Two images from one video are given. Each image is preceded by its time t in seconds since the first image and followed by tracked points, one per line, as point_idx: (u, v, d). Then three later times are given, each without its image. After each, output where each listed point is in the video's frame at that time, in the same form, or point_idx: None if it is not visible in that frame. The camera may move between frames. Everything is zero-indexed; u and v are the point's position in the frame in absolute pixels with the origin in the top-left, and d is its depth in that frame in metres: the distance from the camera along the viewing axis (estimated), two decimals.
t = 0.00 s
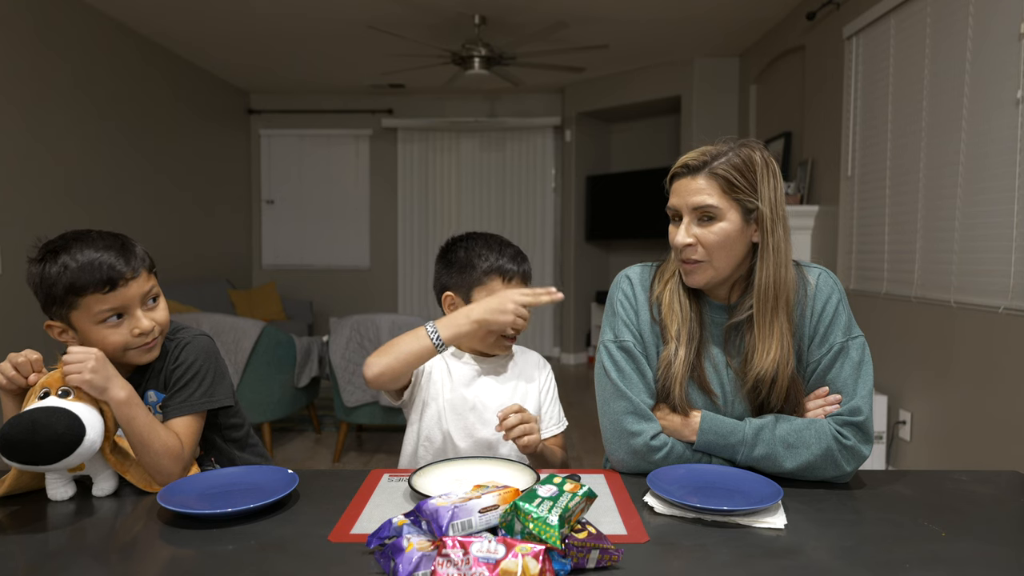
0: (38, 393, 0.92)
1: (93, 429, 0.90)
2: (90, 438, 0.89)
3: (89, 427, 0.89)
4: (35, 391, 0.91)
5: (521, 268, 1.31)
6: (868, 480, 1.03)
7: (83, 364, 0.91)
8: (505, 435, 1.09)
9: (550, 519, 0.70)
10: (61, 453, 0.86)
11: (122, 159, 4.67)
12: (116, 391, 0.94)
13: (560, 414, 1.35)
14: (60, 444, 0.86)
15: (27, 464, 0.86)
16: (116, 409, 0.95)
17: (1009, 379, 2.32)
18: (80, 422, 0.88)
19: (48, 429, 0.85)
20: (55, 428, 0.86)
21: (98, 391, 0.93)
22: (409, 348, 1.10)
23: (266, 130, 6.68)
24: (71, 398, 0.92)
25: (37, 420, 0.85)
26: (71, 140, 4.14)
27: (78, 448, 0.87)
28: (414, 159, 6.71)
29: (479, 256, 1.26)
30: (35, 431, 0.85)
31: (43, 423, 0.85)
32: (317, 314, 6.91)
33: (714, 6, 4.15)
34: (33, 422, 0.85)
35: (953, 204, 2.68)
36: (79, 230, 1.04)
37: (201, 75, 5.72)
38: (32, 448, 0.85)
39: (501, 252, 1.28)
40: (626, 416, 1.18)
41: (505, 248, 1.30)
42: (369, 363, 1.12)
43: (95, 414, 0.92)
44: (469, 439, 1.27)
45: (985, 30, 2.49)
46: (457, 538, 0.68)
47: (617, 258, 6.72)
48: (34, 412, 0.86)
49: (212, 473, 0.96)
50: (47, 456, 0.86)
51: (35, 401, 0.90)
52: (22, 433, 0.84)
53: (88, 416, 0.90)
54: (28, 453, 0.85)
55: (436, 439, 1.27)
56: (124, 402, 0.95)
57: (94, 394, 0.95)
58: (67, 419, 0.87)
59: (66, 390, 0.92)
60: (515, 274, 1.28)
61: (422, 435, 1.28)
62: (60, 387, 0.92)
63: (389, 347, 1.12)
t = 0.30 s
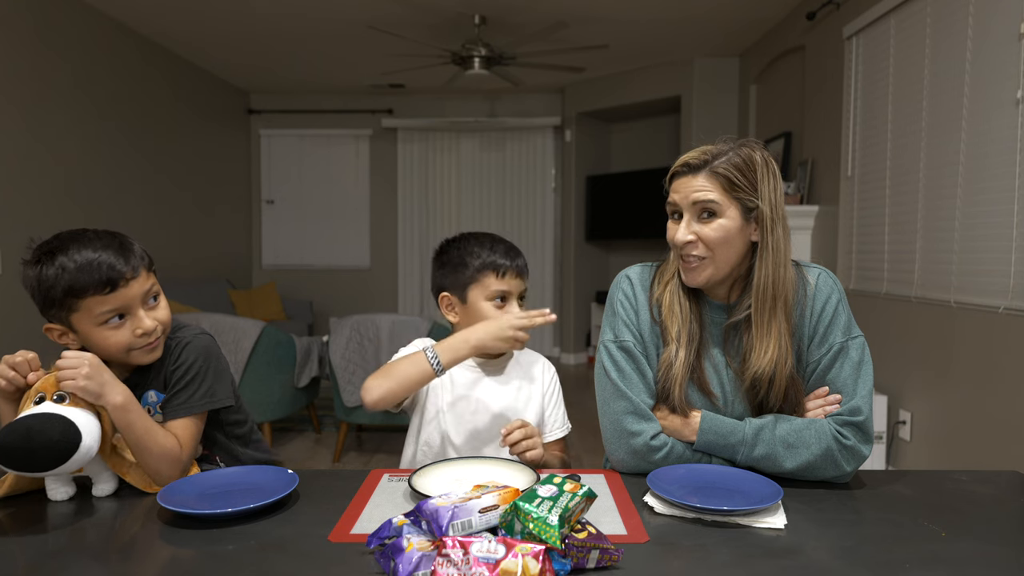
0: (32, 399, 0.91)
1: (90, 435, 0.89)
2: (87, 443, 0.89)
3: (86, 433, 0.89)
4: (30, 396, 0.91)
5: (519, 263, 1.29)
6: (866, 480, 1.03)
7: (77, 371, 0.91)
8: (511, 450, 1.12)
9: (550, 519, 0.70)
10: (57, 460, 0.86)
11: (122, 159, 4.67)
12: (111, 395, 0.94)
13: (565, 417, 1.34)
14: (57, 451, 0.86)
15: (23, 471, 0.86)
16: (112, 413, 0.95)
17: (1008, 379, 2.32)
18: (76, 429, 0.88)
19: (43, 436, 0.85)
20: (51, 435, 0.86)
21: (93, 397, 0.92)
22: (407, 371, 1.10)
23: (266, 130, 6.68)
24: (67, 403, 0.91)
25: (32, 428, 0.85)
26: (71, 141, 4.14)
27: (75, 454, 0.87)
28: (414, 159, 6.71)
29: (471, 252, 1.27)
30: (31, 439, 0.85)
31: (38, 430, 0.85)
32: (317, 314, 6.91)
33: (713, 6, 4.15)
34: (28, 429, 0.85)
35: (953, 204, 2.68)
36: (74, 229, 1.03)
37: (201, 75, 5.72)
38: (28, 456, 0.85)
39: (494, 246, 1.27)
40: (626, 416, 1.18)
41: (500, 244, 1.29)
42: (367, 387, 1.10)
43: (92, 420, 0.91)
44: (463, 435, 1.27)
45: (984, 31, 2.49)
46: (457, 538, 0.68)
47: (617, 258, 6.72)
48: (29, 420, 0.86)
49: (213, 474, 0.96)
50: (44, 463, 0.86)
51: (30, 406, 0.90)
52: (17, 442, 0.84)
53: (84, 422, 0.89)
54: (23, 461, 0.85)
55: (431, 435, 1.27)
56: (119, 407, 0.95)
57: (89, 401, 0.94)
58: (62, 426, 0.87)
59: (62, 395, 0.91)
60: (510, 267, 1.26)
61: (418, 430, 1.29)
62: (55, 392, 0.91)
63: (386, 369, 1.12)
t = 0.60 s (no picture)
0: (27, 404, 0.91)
1: (86, 439, 0.89)
2: (84, 449, 0.89)
3: (82, 438, 0.89)
4: (25, 402, 0.91)
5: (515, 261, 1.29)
6: (866, 480, 1.03)
7: (73, 375, 0.91)
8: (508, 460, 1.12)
9: (550, 519, 0.70)
10: (54, 466, 0.86)
11: (122, 159, 4.67)
12: (110, 397, 0.94)
13: (566, 419, 1.33)
14: (53, 458, 0.86)
15: (22, 478, 0.86)
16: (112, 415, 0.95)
17: (1009, 379, 2.32)
18: (72, 434, 0.88)
19: (39, 445, 0.85)
20: (47, 443, 0.85)
21: (91, 400, 0.92)
22: (407, 382, 1.09)
23: (266, 130, 6.68)
24: (62, 408, 0.91)
25: (27, 436, 0.85)
26: (71, 141, 4.14)
27: (72, 459, 0.87)
28: (414, 159, 6.71)
29: (461, 252, 1.27)
30: (27, 447, 0.85)
31: (34, 439, 0.85)
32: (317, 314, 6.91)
33: (714, 6, 4.15)
34: (23, 438, 0.84)
35: (953, 204, 2.68)
36: (70, 231, 1.02)
37: (201, 75, 5.72)
38: (24, 464, 0.85)
39: (485, 245, 1.27)
40: (626, 417, 1.18)
41: (493, 242, 1.29)
42: (367, 400, 1.10)
43: (88, 424, 0.91)
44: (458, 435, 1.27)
45: (985, 31, 2.49)
46: (457, 538, 0.68)
47: (617, 258, 6.72)
48: (24, 428, 0.85)
49: (213, 474, 0.95)
50: (41, 470, 0.86)
51: (25, 412, 0.90)
52: (13, 451, 0.84)
53: (80, 427, 0.89)
54: (20, 469, 0.85)
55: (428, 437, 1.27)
56: (118, 409, 0.95)
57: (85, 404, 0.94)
58: (58, 432, 0.87)
59: (57, 400, 0.91)
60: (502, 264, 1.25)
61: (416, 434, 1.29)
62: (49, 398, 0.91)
63: (384, 381, 1.11)
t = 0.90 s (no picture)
0: (27, 405, 0.91)
1: (86, 442, 0.89)
2: (85, 451, 0.89)
3: (82, 440, 0.89)
4: (25, 403, 0.91)
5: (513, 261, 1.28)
6: (866, 480, 1.03)
7: (75, 375, 0.90)
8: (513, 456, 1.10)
9: (550, 519, 0.70)
10: (54, 468, 0.86)
11: (122, 159, 4.67)
12: (113, 397, 0.94)
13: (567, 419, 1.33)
14: (53, 461, 0.86)
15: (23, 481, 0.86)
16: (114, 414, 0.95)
17: (1009, 379, 2.32)
18: (72, 437, 0.88)
19: (39, 448, 0.85)
20: (47, 447, 0.85)
21: (94, 399, 0.92)
22: (407, 389, 1.10)
23: (266, 130, 6.67)
24: (62, 409, 0.91)
25: (27, 440, 0.85)
26: (71, 141, 4.14)
27: (71, 462, 0.88)
28: (414, 159, 6.71)
29: (458, 252, 1.27)
30: (27, 450, 0.85)
31: (33, 442, 0.85)
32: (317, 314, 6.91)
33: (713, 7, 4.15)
34: (23, 441, 0.84)
35: (953, 204, 2.68)
36: (92, 219, 1.02)
37: (201, 75, 5.72)
38: (24, 467, 0.85)
39: (483, 244, 1.27)
40: (626, 416, 1.18)
41: (492, 241, 1.29)
42: (366, 409, 1.09)
43: (88, 426, 0.91)
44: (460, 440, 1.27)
45: (985, 31, 2.49)
46: (457, 538, 0.68)
47: (617, 258, 6.72)
48: (23, 432, 0.85)
49: (212, 474, 0.95)
50: (41, 473, 0.86)
51: (25, 413, 0.90)
52: (12, 454, 0.84)
53: (80, 429, 0.89)
54: (21, 472, 0.85)
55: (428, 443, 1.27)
56: (120, 408, 0.95)
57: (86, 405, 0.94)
58: (57, 435, 0.86)
59: (56, 402, 0.91)
60: (501, 262, 1.25)
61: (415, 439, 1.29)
62: (49, 399, 0.91)
63: (383, 389, 1.11)
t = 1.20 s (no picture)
0: (28, 406, 0.91)
1: (87, 444, 0.89)
2: (85, 453, 0.89)
3: (83, 442, 0.89)
4: (26, 404, 0.91)
5: (497, 262, 1.21)
6: (865, 480, 1.03)
7: (81, 371, 0.92)
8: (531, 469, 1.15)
9: (550, 519, 0.70)
10: (54, 470, 0.87)
11: (122, 159, 4.67)
12: (116, 395, 0.96)
13: (574, 423, 1.33)
14: (52, 463, 0.86)
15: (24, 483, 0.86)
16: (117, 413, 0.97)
17: (1008, 379, 2.32)
18: (72, 439, 0.88)
19: (38, 450, 0.85)
20: (47, 449, 0.86)
21: (98, 397, 0.93)
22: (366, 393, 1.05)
23: (266, 130, 6.67)
24: (63, 411, 0.91)
25: (27, 442, 0.85)
26: (71, 142, 4.14)
27: (71, 464, 0.87)
28: (414, 159, 6.71)
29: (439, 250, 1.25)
30: (26, 452, 0.85)
31: (33, 444, 0.85)
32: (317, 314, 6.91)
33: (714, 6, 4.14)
34: (23, 443, 0.85)
35: (953, 204, 2.68)
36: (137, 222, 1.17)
37: (201, 75, 5.72)
38: (25, 469, 0.85)
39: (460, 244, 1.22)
40: (626, 417, 1.18)
41: (475, 239, 1.24)
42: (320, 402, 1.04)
43: (89, 426, 0.91)
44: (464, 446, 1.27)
45: (984, 32, 2.49)
46: (457, 538, 0.68)
47: (617, 258, 6.72)
48: (23, 434, 0.86)
49: (213, 474, 0.95)
50: (42, 474, 0.86)
51: (26, 414, 0.90)
52: (13, 455, 0.84)
53: (81, 430, 0.89)
54: (20, 474, 0.85)
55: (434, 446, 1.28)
56: (124, 406, 0.97)
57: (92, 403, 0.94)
58: (57, 437, 0.87)
59: (57, 403, 0.91)
60: (472, 265, 1.20)
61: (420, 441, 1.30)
62: (50, 400, 0.91)
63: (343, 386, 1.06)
